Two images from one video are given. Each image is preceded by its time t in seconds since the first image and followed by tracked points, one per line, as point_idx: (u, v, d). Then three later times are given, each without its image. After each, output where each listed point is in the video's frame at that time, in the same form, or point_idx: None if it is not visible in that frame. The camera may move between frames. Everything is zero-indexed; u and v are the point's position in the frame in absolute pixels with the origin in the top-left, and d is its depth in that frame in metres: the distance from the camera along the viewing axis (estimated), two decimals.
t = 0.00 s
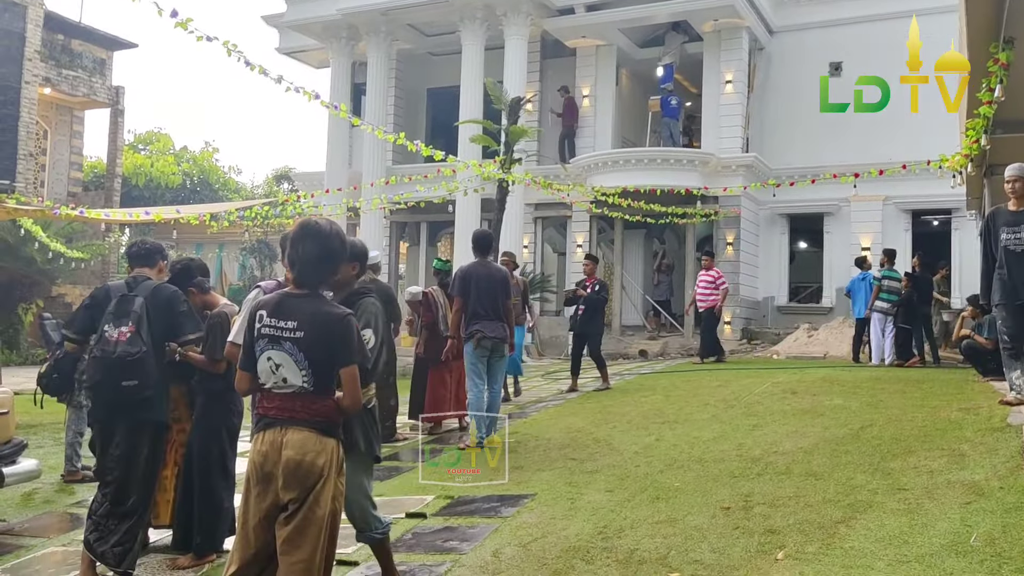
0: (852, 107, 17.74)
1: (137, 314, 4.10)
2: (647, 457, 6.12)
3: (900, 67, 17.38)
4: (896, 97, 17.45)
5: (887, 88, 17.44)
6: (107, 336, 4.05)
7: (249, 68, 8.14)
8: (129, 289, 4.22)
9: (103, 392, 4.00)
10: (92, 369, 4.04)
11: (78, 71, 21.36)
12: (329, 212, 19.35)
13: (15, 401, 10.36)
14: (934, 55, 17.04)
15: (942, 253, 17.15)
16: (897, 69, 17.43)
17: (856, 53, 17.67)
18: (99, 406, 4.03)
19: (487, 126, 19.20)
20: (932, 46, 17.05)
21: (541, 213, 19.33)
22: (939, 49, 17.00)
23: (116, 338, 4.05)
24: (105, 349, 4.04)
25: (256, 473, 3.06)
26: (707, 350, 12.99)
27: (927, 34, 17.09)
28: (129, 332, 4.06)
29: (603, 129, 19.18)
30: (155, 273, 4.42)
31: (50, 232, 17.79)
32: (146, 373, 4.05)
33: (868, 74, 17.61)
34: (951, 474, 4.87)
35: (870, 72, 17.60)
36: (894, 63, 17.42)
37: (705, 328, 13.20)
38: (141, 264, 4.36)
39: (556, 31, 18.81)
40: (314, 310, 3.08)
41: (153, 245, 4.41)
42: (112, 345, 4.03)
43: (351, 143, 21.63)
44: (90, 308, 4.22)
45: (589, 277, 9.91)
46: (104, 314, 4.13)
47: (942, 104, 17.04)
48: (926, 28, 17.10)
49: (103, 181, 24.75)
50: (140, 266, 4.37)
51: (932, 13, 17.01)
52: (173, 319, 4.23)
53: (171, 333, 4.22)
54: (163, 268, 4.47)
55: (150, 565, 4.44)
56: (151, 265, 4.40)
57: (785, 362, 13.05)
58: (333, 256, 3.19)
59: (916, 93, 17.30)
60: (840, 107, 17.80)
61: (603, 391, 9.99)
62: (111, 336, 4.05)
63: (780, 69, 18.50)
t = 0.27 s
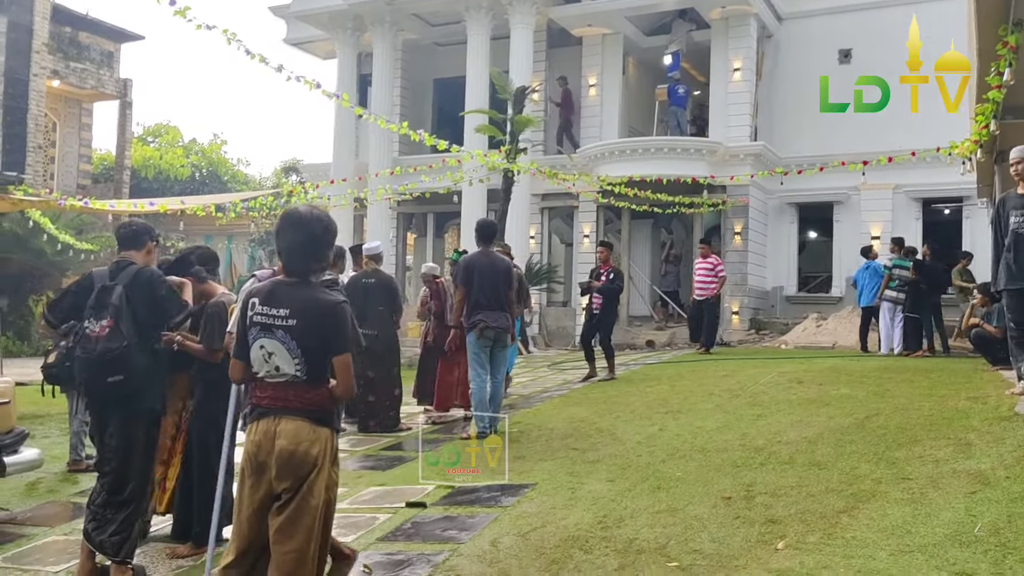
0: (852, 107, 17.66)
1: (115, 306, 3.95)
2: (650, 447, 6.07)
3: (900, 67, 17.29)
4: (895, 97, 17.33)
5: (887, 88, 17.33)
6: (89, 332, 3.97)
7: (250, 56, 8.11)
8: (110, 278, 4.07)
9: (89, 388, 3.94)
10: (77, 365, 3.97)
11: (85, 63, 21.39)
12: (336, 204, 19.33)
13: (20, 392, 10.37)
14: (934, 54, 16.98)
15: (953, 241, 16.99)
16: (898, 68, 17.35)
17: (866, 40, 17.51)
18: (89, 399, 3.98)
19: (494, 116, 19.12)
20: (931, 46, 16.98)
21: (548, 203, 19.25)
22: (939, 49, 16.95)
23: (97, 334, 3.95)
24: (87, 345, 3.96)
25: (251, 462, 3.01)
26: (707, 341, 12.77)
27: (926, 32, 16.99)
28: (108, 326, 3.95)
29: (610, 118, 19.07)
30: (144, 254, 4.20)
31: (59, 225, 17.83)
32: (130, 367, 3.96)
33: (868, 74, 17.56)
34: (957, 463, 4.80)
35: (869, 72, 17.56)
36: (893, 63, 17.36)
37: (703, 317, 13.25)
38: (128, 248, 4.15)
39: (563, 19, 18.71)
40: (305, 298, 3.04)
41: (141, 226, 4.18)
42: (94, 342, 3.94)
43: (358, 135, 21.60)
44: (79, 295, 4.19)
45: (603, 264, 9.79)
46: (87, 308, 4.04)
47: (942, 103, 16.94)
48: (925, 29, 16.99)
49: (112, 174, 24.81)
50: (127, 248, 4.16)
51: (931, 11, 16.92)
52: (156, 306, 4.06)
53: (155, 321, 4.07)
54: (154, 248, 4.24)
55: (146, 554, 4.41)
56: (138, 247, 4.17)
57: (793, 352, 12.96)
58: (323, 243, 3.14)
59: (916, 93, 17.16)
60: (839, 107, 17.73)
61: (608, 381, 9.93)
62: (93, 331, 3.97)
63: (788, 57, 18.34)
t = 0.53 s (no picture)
0: (852, 107, 17.48)
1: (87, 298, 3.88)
2: (649, 441, 5.96)
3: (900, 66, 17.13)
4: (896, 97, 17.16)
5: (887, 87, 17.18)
6: (63, 324, 3.89)
7: (244, 44, 8.03)
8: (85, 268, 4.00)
9: (65, 382, 3.86)
10: (53, 358, 3.89)
11: (91, 56, 21.35)
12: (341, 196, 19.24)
13: (20, 386, 10.33)
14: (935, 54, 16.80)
15: (964, 233, 16.77)
16: (897, 68, 17.17)
17: (876, 30, 17.28)
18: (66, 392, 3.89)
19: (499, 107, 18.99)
20: (932, 46, 16.81)
21: (554, 195, 19.11)
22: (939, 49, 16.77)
23: (71, 326, 3.88)
24: (62, 338, 3.88)
25: (226, 456, 2.89)
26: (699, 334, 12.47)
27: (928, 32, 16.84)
28: (81, 320, 3.87)
29: (617, 109, 18.91)
30: (125, 242, 4.10)
31: (64, 217, 17.80)
32: (105, 360, 3.86)
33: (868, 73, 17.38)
34: (963, 457, 4.67)
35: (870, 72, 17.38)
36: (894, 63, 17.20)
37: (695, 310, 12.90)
38: (108, 236, 4.06)
39: (569, 9, 18.55)
40: (280, 286, 2.93)
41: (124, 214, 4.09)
42: (68, 335, 3.87)
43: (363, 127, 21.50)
44: (60, 283, 4.14)
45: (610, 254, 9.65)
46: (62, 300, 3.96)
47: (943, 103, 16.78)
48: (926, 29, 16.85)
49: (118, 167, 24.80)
50: (107, 236, 4.07)
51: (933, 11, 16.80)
52: (131, 296, 3.98)
53: (130, 310, 3.98)
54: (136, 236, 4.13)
55: (129, 550, 4.33)
56: (119, 235, 4.07)
57: (800, 345, 12.80)
58: (300, 229, 3.04)
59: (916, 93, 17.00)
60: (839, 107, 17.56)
61: (612, 374, 9.81)
62: (68, 323, 3.89)
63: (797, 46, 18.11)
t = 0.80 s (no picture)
0: (852, 107, 17.39)
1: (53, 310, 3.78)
2: (648, 449, 5.84)
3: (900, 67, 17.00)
4: (896, 97, 17.03)
5: (887, 88, 17.05)
6: (32, 335, 3.82)
7: (240, 44, 7.98)
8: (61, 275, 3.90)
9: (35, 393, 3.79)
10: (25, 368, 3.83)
11: (98, 56, 21.36)
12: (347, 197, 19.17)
13: (20, 388, 10.30)
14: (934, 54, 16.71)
15: (976, 235, 16.56)
16: (898, 68, 17.05)
17: (887, 29, 17.09)
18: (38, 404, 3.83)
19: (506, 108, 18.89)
20: (932, 46, 16.71)
21: (561, 196, 18.99)
22: (938, 49, 16.67)
23: (39, 338, 3.80)
24: (30, 350, 3.81)
25: (195, 472, 2.82)
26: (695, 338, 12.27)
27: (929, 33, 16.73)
28: (49, 332, 3.79)
29: (625, 109, 18.77)
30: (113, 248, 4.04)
31: (69, 217, 17.80)
32: (71, 373, 3.77)
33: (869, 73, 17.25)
34: (968, 470, 4.53)
35: (871, 72, 17.25)
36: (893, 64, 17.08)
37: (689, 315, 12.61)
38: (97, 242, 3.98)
39: (577, 9, 18.42)
40: (250, 294, 2.85)
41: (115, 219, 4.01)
42: (36, 346, 3.79)
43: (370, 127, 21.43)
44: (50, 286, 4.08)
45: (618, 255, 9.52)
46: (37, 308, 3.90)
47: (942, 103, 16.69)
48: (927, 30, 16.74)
49: (125, 167, 24.81)
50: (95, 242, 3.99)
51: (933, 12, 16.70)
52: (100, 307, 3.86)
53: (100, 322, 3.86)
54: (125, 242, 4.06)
55: (111, 560, 4.25)
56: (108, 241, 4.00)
57: (808, 348, 12.64)
58: (274, 235, 2.94)
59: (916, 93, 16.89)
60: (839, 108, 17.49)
61: (615, 378, 9.68)
62: (38, 334, 3.81)
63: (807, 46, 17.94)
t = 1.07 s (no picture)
0: (852, 107, 17.34)
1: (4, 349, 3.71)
2: (650, 458, 5.78)
3: (900, 67, 16.96)
4: (896, 97, 16.97)
5: (887, 87, 16.98)
6: None
7: (241, 46, 8.02)
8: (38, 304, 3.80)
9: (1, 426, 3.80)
10: None
11: (111, 57, 21.45)
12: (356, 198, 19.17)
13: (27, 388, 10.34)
14: (935, 54, 16.65)
15: (989, 238, 16.38)
16: (897, 68, 16.99)
17: (898, 30, 16.93)
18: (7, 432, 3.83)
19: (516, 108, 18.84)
20: (932, 46, 16.66)
21: (571, 198, 18.92)
22: (939, 49, 16.62)
23: None
24: None
25: (178, 488, 2.80)
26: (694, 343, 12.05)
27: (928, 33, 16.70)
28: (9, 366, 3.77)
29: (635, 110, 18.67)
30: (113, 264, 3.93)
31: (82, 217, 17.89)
32: (20, 413, 3.70)
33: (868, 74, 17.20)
34: (974, 483, 4.45)
35: (871, 72, 17.20)
36: (894, 63, 17.02)
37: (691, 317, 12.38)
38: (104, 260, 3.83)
39: (587, 10, 18.34)
40: (232, 307, 2.81)
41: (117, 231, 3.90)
42: None
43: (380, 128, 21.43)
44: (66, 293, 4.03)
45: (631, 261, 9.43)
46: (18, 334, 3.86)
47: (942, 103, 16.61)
48: (926, 30, 16.71)
49: (138, 168, 24.92)
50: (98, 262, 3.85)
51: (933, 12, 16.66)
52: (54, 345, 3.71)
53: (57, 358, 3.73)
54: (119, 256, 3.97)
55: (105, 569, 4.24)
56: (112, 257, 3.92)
57: (818, 352, 12.53)
58: (258, 247, 2.89)
59: (915, 93, 16.80)
60: (839, 107, 17.44)
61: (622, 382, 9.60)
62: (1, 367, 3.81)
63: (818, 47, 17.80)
